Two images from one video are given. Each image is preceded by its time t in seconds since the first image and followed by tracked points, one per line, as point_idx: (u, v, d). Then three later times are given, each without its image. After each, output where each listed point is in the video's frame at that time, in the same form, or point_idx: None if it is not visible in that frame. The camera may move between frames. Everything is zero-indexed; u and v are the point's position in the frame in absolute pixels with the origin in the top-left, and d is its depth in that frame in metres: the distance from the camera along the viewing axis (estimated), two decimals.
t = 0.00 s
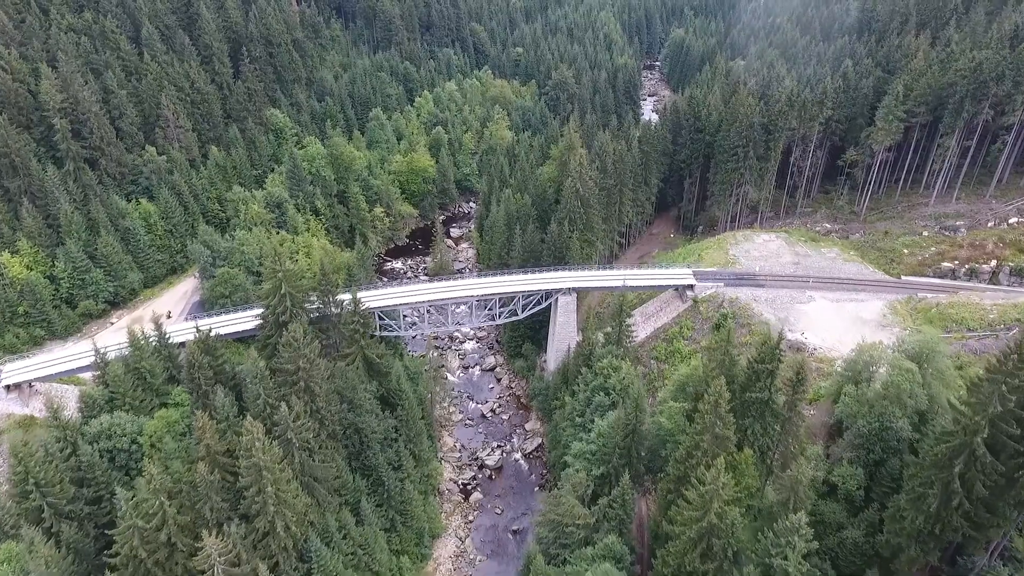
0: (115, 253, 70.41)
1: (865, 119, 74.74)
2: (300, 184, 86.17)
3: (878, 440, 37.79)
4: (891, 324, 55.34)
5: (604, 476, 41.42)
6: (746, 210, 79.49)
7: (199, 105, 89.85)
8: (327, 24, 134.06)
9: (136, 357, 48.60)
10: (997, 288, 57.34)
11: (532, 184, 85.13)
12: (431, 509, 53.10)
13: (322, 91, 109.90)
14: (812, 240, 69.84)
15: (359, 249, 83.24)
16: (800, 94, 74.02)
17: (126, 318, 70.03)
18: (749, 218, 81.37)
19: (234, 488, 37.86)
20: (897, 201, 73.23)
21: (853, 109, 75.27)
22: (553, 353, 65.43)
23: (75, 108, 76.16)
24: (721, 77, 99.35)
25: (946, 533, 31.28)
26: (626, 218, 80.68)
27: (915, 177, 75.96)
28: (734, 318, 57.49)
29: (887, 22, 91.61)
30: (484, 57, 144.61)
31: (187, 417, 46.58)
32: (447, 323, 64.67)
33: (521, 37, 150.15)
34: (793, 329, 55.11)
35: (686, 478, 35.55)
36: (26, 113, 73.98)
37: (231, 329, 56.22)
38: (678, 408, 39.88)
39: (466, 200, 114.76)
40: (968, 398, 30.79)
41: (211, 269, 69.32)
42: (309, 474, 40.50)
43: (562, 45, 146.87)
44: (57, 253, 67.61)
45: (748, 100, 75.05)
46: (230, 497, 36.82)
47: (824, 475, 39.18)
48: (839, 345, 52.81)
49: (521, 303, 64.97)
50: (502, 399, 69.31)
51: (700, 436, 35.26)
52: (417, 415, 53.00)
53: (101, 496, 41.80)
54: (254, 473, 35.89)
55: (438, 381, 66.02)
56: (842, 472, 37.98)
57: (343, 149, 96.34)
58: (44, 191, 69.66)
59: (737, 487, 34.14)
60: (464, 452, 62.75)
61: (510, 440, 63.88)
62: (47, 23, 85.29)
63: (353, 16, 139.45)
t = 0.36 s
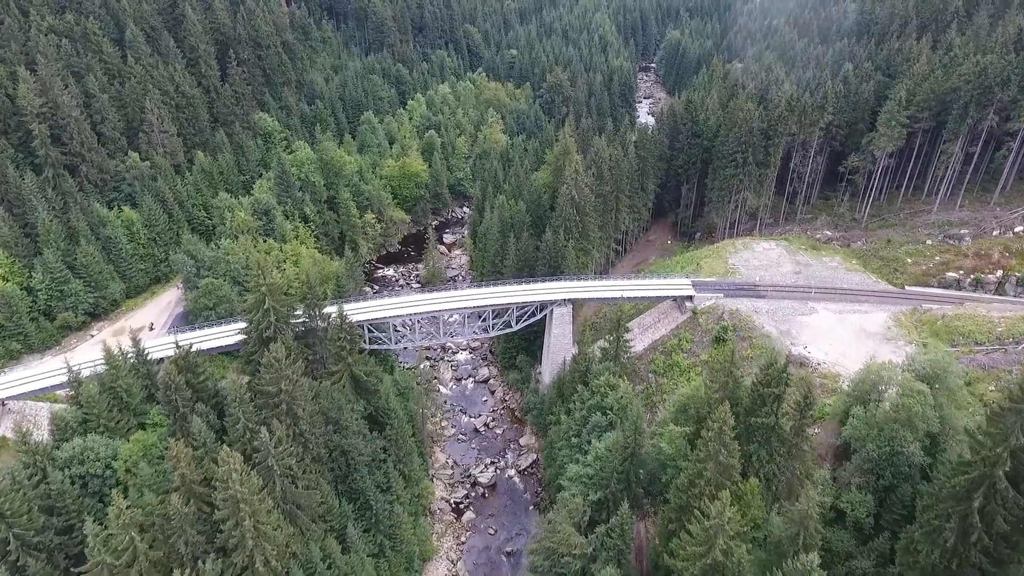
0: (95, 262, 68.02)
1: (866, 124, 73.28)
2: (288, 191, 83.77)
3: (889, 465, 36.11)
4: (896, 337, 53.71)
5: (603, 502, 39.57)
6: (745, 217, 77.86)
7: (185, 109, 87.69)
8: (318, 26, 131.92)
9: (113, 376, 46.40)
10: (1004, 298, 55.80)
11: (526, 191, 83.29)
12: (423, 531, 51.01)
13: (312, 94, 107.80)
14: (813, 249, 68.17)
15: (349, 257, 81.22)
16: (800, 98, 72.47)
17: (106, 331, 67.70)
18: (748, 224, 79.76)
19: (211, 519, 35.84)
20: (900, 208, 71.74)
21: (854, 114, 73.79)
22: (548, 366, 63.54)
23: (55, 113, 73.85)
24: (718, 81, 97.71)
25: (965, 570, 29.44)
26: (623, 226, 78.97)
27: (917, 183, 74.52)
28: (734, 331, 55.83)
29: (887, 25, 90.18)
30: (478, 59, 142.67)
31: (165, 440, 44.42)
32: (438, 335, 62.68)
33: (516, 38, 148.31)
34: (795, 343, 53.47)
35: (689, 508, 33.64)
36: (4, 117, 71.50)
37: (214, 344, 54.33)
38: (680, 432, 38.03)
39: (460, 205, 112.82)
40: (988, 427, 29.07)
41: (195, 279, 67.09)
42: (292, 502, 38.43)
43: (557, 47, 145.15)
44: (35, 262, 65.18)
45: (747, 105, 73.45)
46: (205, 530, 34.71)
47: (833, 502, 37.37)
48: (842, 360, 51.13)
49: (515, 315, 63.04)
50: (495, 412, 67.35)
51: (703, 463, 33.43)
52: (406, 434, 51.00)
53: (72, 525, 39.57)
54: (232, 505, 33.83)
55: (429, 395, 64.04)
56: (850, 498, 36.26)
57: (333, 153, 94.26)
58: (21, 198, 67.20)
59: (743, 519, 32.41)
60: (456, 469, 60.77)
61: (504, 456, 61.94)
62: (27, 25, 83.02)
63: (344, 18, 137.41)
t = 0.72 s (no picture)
0: (67, 274, 65.22)
1: (860, 128, 72.16)
2: (270, 199, 81.19)
3: (895, 489, 34.50)
4: (895, 347, 52.31)
5: (597, 529, 37.72)
6: (738, 222, 76.49)
7: (162, 115, 85.11)
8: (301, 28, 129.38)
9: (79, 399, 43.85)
10: (1004, 307, 54.57)
11: (515, 196, 81.40)
12: (410, 555, 48.92)
13: (295, 97, 105.32)
14: (807, 255, 66.80)
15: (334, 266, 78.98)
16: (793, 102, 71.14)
17: (78, 347, 64.78)
18: (740, 230, 78.40)
19: (180, 557, 33.55)
20: (894, 214, 70.69)
21: (847, 117, 72.64)
22: (538, 380, 61.70)
23: (24, 119, 70.98)
24: (709, 83, 96.31)
25: None
26: (613, 232, 77.27)
27: (912, 187, 73.49)
28: (730, 343, 54.23)
29: (878, 27, 89.22)
30: (465, 61, 140.59)
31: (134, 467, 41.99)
32: (424, 349, 60.61)
33: (503, 40, 146.43)
34: (793, 355, 51.94)
35: (689, 540, 31.80)
36: None
37: (188, 361, 52.18)
38: (677, 457, 36.25)
39: (448, 211, 110.84)
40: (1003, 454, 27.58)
41: (171, 292, 64.58)
42: (268, 534, 36.25)
43: (545, 49, 143.48)
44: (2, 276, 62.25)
45: (739, 109, 72.04)
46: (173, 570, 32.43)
47: (837, 527, 35.73)
48: (841, 373, 49.64)
49: (504, 328, 61.12)
50: (485, 426, 65.33)
51: (703, 492, 31.65)
52: (392, 454, 48.93)
53: (34, 561, 36.71)
54: (202, 543, 31.62)
55: (416, 410, 61.90)
56: (855, 523, 34.59)
57: (316, 159, 91.91)
58: None
59: (745, 552, 30.65)
60: (444, 487, 58.70)
61: (493, 473, 59.96)
62: None
63: (329, 19, 134.93)
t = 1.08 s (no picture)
0: (29, 290, 62.07)
1: (848, 129, 71.19)
2: (246, 206, 78.46)
3: (898, 511, 32.94)
4: (889, 356, 51.03)
5: (587, 557, 35.84)
6: (726, 226, 75.17)
7: (131, 121, 81.98)
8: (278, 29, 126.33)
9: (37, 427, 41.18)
10: (997, 312, 53.56)
11: (499, 202, 79.34)
12: None
13: (272, 101, 102.43)
14: (797, 260, 65.52)
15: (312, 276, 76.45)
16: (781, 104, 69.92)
17: (42, 365, 61.69)
18: (729, 234, 77.11)
19: None
20: (883, 217, 69.78)
21: (835, 118, 71.63)
22: (525, 393, 59.83)
23: None
24: (695, 84, 95.00)
25: None
26: (600, 238, 75.56)
27: (901, 189, 72.67)
28: (721, 353, 52.68)
29: (863, 27, 88.39)
30: (447, 63, 138.27)
31: (95, 500, 39.36)
32: (406, 364, 58.44)
33: (486, 41, 144.36)
34: (785, 366, 50.52)
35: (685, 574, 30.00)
36: None
37: (156, 383, 49.56)
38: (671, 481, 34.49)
39: (430, 216, 108.60)
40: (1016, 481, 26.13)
41: (140, 307, 61.74)
42: (238, 573, 33.94)
43: (528, 50, 141.60)
44: None
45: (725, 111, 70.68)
46: None
47: (839, 551, 34.12)
48: (836, 384, 48.23)
49: (489, 340, 59.14)
50: (470, 441, 63.23)
51: (699, 522, 29.87)
52: (372, 476, 46.70)
53: None
54: None
55: (398, 427, 59.64)
56: (857, 548, 32.98)
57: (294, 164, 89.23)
58: None
59: None
60: (428, 506, 56.55)
61: (479, 490, 57.92)
62: None
63: (307, 20, 131.92)
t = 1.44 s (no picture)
0: None
1: (833, 131, 70.29)
2: (218, 215, 75.49)
3: (902, 535, 31.44)
4: (883, 363, 49.84)
5: None
6: (712, 230, 73.92)
7: (95, 127, 78.56)
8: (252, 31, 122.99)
9: None
10: (989, 316, 52.69)
11: (480, 208, 77.26)
12: None
13: (245, 105, 99.34)
14: (786, 264, 64.30)
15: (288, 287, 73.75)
16: (766, 105, 68.70)
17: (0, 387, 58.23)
18: (715, 237, 75.86)
19: None
20: (871, 219, 69.02)
21: (820, 119, 70.67)
22: (510, 408, 57.88)
23: None
24: (677, 85, 93.75)
25: None
26: (584, 244, 73.84)
27: (887, 191, 71.91)
28: (711, 364, 51.16)
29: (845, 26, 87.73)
30: (426, 65, 135.83)
31: (49, 539, 36.56)
32: (386, 380, 56.22)
33: (465, 43, 142.18)
34: (777, 377, 49.13)
35: None
36: None
37: (118, 406, 46.81)
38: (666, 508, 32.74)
39: (411, 221, 106.23)
40: None
41: (104, 324, 58.70)
42: None
43: (508, 52, 139.72)
44: None
45: (710, 113, 69.34)
46: None
47: None
48: (830, 395, 46.88)
49: (472, 353, 57.08)
50: (454, 457, 61.04)
51: (698, 556, 28.08)
52: (351, 502, 44.37)
53: None
54: None
55: (378, 445, 57.29)
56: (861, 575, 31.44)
57: (269, 170, 86.27)
58: None
59: None
60: (411, 528, 54.33)
61: (464, 510, 55.82)
62: None
63: (282, 22, 128.88)
